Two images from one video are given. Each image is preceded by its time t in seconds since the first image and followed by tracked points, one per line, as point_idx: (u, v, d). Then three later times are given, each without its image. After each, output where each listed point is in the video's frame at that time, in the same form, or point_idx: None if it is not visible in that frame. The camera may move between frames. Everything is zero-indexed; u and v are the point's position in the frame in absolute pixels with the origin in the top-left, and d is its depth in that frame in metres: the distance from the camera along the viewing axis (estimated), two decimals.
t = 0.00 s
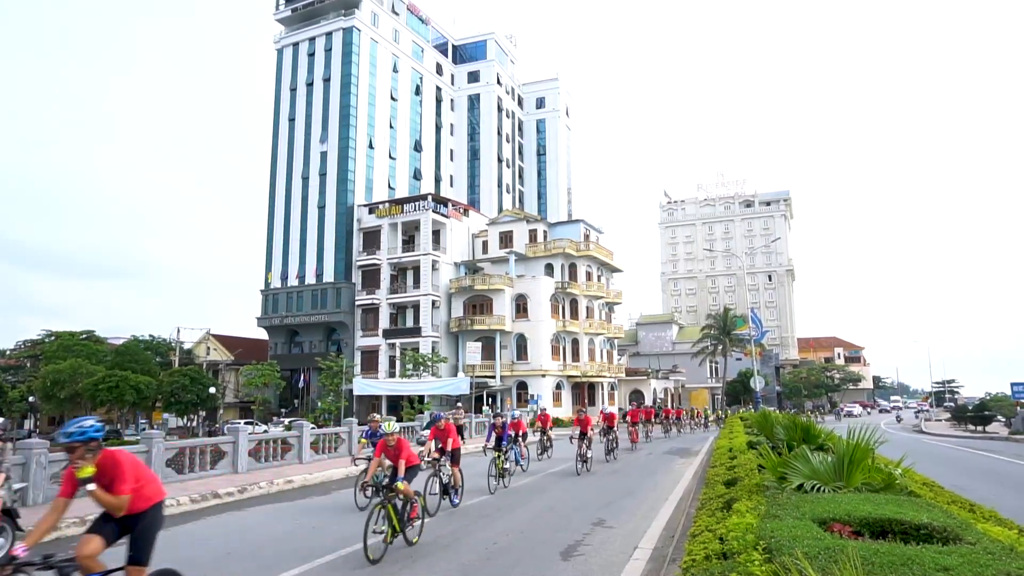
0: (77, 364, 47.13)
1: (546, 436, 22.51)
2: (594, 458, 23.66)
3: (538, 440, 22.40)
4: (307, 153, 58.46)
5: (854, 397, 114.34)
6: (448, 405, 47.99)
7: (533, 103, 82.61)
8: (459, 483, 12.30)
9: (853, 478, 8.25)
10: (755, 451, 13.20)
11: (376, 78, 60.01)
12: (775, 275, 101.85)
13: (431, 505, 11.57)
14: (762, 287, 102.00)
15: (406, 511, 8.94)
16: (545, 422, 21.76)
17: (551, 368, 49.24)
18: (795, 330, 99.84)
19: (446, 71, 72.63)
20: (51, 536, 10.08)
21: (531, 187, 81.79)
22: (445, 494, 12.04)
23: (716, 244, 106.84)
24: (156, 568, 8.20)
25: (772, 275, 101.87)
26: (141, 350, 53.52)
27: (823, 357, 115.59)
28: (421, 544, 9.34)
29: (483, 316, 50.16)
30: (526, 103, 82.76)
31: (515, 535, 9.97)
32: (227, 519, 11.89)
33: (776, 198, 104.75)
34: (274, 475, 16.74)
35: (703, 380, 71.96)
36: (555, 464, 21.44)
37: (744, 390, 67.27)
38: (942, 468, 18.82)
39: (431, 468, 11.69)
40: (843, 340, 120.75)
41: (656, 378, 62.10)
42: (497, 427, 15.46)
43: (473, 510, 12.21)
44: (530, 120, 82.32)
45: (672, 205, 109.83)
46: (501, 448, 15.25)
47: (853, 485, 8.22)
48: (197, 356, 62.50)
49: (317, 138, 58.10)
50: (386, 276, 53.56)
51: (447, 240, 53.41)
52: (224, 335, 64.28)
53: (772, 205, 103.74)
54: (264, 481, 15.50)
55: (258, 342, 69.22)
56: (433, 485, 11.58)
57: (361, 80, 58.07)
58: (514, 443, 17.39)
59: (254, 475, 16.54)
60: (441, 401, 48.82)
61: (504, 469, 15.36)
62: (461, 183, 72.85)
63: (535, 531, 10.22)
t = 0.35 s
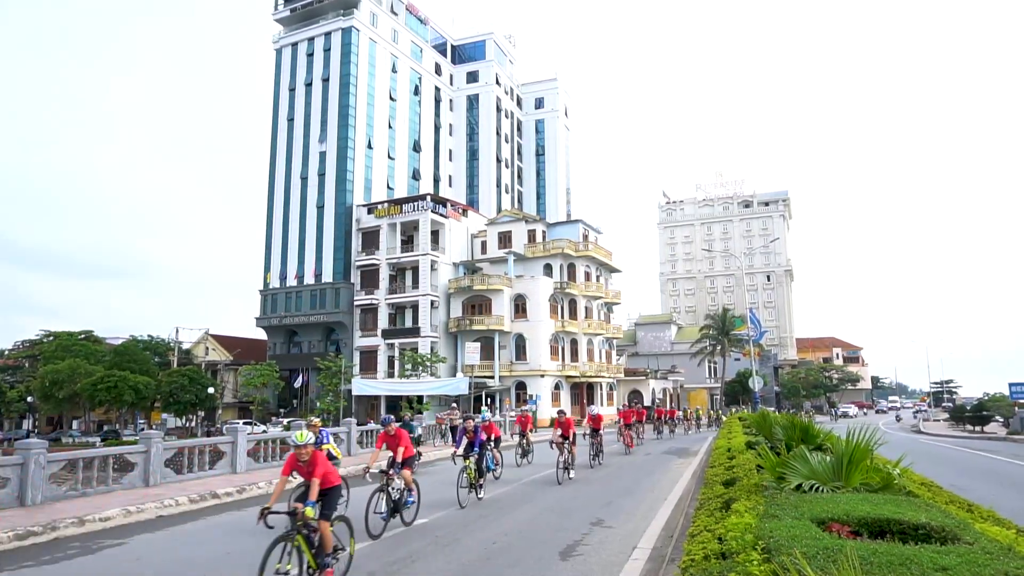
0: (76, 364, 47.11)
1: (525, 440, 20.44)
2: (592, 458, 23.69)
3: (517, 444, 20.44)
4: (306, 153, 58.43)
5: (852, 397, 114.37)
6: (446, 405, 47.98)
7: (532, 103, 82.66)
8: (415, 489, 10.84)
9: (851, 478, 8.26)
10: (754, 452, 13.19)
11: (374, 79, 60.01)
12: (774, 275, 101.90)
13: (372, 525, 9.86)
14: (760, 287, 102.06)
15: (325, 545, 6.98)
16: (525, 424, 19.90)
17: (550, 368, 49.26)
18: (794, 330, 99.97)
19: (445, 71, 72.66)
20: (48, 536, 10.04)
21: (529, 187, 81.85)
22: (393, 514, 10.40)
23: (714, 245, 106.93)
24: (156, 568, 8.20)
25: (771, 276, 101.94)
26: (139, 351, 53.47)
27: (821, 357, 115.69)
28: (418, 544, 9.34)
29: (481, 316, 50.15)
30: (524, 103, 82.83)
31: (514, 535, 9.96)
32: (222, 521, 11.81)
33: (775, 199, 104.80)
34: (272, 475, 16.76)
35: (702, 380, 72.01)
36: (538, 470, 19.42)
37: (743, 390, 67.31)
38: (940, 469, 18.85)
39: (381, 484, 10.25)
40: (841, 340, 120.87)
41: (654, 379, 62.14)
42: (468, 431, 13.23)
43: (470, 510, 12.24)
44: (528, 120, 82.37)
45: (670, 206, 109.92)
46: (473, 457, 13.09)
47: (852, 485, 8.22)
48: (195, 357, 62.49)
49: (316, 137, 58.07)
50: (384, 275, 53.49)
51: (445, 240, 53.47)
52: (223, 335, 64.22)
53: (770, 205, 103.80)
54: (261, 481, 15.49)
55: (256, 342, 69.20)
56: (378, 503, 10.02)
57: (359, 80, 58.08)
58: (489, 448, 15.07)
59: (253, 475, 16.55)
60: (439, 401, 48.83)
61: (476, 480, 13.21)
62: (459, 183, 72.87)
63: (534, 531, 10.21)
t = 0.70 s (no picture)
0: (74, 364, 47.04)
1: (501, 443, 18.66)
2: (591, 459, 23.71)
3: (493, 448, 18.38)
4: (305, 153, 58.40)
5: (851, 397, 114.41)
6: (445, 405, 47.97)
7: (531, 103, 82.66)
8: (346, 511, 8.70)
9: (850, 478, 8.27)
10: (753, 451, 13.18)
11: (373, 78, 59.98)
12: (772, 275, 101.92)
13: (294, 556, 7.77)
14: (759, 288, 102.07)
15: None
16: (501, 426, 17.88)
17: (549, 368, 49.24)
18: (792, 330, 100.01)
19: (444, 71, 72.66)
20: (47, 536, 10.04)
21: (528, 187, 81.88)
22: (323, 542, 8.41)
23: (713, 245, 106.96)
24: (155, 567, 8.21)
25: (769, 276, 101.97)
26: (138, 350, 53.42)
27: (820, 357, 115.73)
28: (418, 544, 9.34)
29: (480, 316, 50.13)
30: (523, 103, 82.82)
31: (514, 535, 9.97)
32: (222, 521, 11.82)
33: (774, 199, 104.67)
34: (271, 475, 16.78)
35: (701, 380, 72.00)
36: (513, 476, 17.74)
37: (741, 391, 67.31)
38: (939, 469, 18.84)
39: (306, 505, 8.22)
40: (840, 340, 120.95)
41: (654, 379, 62.15)
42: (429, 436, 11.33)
43: (470, 510, 12.26)
44: (527, 120, 82.38)
45: (669, 206, 109.95)
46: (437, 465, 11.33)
47: (851, 485, 8.23)
48: (194, 357, 62.42)
49: (315, 137, 58.06)
50: (383, 275, 53.42)
51: (444, 240, 53.49)
52: (221, 335, 64.13)
53: (769, 205, 103.82)
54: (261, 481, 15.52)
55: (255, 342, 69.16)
56: (304, 529, 7.98)
57: (358, 80, 58.06)
58: (451, 454, 13.02)
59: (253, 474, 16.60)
60: (438, 401, 48.80)
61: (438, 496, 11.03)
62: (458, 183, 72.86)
63: (533, 532, 10.21)
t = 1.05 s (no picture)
0: (73, 364, 46.98)
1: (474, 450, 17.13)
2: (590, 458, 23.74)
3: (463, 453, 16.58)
4: (304, 152, 58.35)
5: (850, 397, 114.49)
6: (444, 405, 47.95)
7: (530, 103, 82.63)
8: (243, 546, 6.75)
9: (850, 478, 8.28)
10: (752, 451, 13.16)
11: (373, 78, 59.93)
12: (772, 275, 101.94)
13: None
14: (758, 287, 102.08)
15: None
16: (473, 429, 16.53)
17: (548, 368, 49.21)
18: (791, 330, 100.04)
19: (443, 70, 72.62)
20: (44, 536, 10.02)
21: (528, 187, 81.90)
22: None
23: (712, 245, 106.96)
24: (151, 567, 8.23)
25: (768, 275, 101.99)
26: (137, 350, 53.37)
27: (819, 357, 115.77)
28: (417, 544, 9.32)
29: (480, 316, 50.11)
30: (523, 103, 82.80)
31: (513, 535, 9.95)
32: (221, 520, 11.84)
33: (773, 199, 104.63)
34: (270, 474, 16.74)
35: (700, 380, 71.98)
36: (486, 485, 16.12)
37: (741, 390, 67.35)
38: (938, 469, 18.84)
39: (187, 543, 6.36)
40: (839, 340, 121.05)
41: (653, 378, 62.16)
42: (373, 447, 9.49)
43: (469, 510, 12.25)
44: (526, 120, 82.36)
45: (669, 205, 109.92)
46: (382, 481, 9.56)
47: (850, 484, 8.24)
48: (193, 356, 62.35)
49: (314, 137, 58.02)
50: (382, 275, 53.37)
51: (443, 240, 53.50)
52: (220, 335, 64.06)
53: (769, 205, 103.83)
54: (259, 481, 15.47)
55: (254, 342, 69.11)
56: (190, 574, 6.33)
57: (357, 79, 58.04)
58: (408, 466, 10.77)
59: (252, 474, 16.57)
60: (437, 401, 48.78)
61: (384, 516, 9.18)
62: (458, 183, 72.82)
63: (532, 531, 10.19)
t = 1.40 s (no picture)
0: (72, 364, 46.93)
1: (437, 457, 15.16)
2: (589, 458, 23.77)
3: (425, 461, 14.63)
4: (303, 153, 58.32)
5: (848, 397, 114.61)
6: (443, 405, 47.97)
7: (529, 103, 82.66)
8: None
9: (849, 478, 8.29)
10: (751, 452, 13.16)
11: (372, 78, 59.93)
12: (771, 275, 102.03)
13: None
14: (757, 288, 102.16)
15: None
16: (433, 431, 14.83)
17: (547, 368, 49.23)
18: (791, 330, 100.13)
19: (442, 70, 72.64)
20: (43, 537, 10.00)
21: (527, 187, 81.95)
22: None
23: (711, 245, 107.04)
24: (150, 568, 8.26)
25: (767, 276, 102.09)
26: (135, 350, 53.35)
27: (818, 357, 115.88)
28: (416, 544, 9.34)
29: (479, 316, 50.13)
30: (522, 103, 82.84)
31: (512, 535, 9.96)
32: (220, 519, 11.84)
33: (772, 199, 104.71)
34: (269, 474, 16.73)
35: (699, 380, 72.00)
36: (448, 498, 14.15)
37: (740, 390, 67.43)
38: (937, 469, 18.87)
39: None
40: (838, 340, 121.22)
41: (652, 378, 62.21)
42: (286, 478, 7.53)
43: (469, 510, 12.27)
44: (526, 120, 82.39)
45: (668, 206, 109.99)
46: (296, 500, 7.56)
47: (849, 484, 8.24)
48: (192, 356, 62.28)
49: (313, 137, 58.00)
50: (382, 275, 53.36)
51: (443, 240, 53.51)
52: (219, 335, 64.01)
53: (768, 205, 103.95)
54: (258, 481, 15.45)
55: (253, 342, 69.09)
56: None
57: (357, 79, 58.08)
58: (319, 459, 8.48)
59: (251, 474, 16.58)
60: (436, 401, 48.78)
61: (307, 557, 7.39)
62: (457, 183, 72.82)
63: (531, 532, 10.20)
